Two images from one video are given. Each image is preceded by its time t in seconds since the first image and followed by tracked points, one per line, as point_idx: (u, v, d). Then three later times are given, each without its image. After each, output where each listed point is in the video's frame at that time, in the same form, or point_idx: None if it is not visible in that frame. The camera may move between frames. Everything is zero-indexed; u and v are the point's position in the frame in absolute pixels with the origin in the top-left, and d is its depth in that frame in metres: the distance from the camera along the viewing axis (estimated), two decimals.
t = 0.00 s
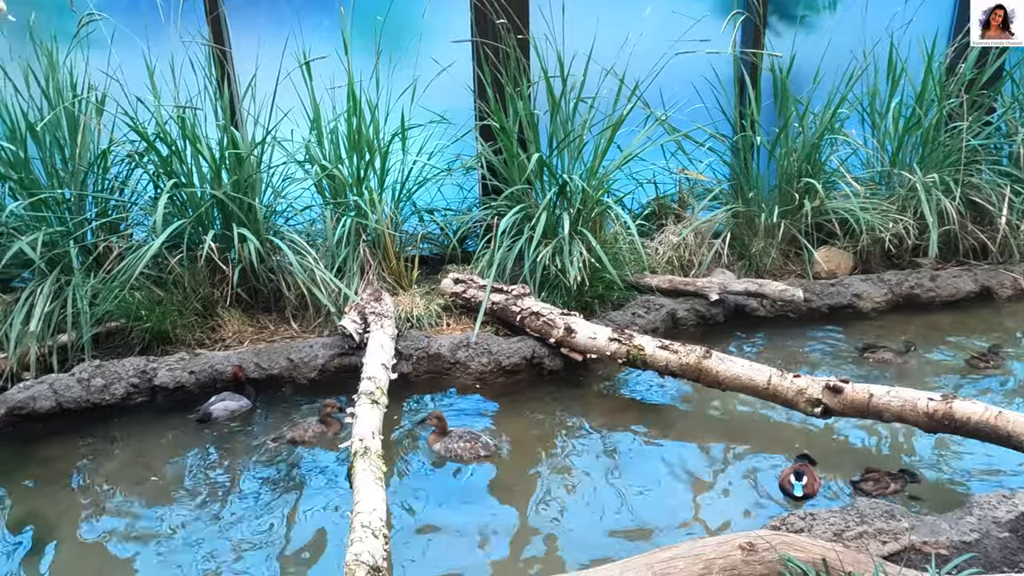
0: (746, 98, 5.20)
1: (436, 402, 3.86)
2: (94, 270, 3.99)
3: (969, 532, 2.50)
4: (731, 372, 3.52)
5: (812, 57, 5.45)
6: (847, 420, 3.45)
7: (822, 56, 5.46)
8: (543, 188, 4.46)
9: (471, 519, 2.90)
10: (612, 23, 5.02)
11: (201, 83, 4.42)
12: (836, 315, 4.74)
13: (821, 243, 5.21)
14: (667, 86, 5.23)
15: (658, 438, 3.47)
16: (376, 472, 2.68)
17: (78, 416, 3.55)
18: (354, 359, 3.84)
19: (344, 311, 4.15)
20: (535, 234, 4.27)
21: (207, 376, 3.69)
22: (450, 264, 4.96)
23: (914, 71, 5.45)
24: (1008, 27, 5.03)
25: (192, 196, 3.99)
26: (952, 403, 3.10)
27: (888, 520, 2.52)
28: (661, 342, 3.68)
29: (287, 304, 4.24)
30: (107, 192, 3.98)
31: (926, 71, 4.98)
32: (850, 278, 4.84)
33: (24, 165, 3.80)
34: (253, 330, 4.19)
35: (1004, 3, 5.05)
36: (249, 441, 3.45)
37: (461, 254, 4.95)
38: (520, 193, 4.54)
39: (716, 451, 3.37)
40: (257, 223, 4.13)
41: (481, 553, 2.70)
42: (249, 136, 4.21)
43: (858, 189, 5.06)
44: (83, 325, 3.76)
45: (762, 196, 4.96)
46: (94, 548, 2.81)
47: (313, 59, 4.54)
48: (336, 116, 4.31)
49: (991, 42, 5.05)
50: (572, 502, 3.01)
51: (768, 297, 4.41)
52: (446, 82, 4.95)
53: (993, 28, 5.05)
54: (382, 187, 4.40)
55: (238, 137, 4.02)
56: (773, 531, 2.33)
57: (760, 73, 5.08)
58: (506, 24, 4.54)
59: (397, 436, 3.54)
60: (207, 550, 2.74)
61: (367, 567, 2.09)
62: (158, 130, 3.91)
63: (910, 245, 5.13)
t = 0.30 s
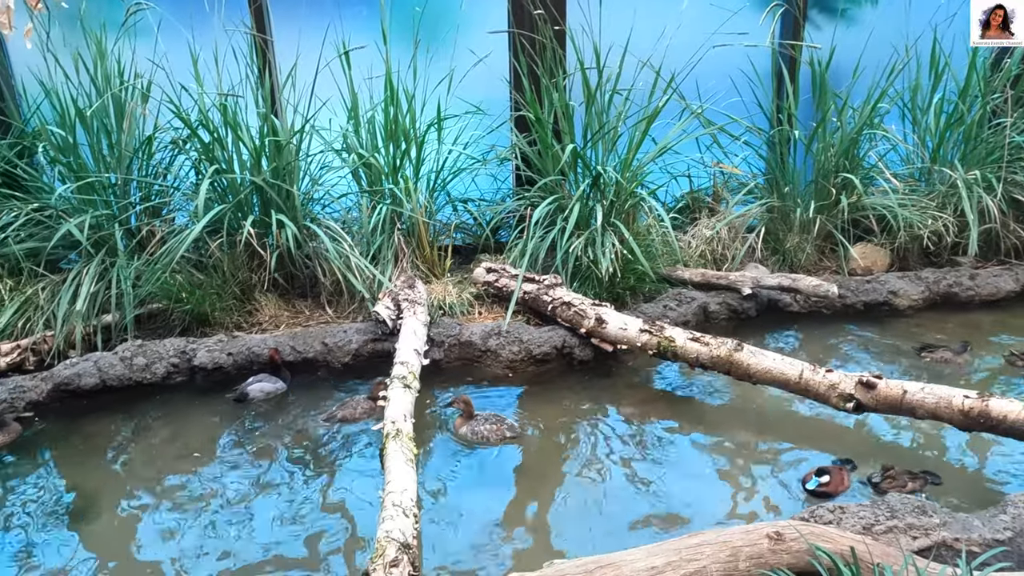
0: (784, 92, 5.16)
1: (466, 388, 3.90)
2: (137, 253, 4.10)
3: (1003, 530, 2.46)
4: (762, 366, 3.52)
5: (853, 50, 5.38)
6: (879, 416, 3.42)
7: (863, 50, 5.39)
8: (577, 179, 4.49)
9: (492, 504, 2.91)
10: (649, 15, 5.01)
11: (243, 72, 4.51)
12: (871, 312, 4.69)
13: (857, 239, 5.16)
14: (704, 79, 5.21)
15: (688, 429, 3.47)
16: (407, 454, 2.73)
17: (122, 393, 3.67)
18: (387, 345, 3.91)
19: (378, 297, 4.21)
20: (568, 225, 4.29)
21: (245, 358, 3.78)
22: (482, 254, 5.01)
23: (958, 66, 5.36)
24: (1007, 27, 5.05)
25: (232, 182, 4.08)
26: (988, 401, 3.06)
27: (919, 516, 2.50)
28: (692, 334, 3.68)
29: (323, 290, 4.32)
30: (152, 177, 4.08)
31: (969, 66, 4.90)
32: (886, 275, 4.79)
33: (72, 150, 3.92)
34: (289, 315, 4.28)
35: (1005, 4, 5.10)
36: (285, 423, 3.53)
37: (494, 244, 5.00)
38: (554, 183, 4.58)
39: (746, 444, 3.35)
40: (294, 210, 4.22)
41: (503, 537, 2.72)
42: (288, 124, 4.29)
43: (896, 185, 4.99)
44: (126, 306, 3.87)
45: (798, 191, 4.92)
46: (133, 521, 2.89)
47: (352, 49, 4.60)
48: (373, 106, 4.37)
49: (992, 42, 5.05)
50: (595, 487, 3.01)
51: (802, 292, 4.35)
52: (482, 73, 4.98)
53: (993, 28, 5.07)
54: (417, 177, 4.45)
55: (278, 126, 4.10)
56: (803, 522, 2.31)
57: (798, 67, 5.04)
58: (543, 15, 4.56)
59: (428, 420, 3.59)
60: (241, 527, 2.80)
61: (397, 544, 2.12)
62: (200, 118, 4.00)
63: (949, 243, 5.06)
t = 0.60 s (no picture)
0: (808, 86, 5.14)
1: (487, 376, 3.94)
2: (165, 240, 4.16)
3: None
4: (784, 359, 3.51)
5: (879, 44, 5.34)
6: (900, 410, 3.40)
7: (889, 44, 5.34)
8: (599, 171, 4.50)
9: (506, 492, 2.94)
10: (673, 8, 5.00)
11: (270, 63, 4.56)
12: (894, 308, 4.67)
13: (880, 234, 5.12)
14: (728, 72, 5.20)
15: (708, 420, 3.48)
16: (429, 439, 2.76)
17: (150, 376, 3.74)
18: (409, 334, 3.95)
19: (400, 286, 4.25)
20: (589, 217, 4.31)
21: (269, 344, 3.84)
22: (504, 245, 5.04)
23: (986, 61, 5.30)
24: (1007, 26, 4.96)
25: (258, 171, 4.13)
26: (1013, 395, 3.05)
27: (941, 507, 2.50)
28: (713, 326, 3.69)
29: (346, 279, 4.37)
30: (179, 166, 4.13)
31: (998, 61, 4.84)
32: (910, 271, 4.75)
33: (102, 140, 3.99)
34: (312, 303, 4.33)
35: (1005, 4, 5.01)
36: (308, 409, 3.58)
37: (515, 236, 5.02)
38: (576, 176, 4.60)
39: (766, 436, 3.36)
40: (319, 199, 4.27)
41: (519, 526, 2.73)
42: (314, 115, 4.33)
43: (921, 180, 4.95)
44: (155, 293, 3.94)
45: (822, 185, 4.90)
46: (160, 507, 2.94)
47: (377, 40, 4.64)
48: (397, 97, 4.41)
49: (992, 42, 4.98)
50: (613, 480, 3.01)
51: (824, 286, 4.37)
52: (506, 66, 5.00)
53: (992, 28, 4.98)
54: (440, 168, 4.48)
55: (303, 116, 4.15)
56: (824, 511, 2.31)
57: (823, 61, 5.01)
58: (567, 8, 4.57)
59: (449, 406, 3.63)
60: (265, 513, 2.85)
61: (420, 525, 2.16)
62: (227, 108, 4.05)
63: (974, 239, 5.01)
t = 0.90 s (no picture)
0: (832, 81, 5.11)
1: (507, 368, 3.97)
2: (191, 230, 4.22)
3: None
4: (805, 353, 3.51)
5: (905, 39, 5.29)
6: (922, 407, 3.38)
7: (915, 39, 5.30)
8: (621, 164, 4.50)
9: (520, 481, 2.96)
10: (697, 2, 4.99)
11: (296, 56, 4.61)
12: (917, 305, 4.63)
13: (904, 231, 5.08)
14: (751, 66, 5.18)
15: (727, 414, 3.48)
16: (451, 427, 2.79)
17: (175, 363, 3.80)
18: (430, 324, 3.98)
19: (422, 278, 4.28)
20: (610, 210, 4.31)
21: (292, 333, 3.89)
22: (525, 238, 5.06)
23: (1015, 56, 5.23)
24: (1008, 26, 4.91)
25: (283, 162, 4.18)
26: None
27: (963, 503, 2.49)
28: (734, 320, 3.69)
29: (368, 270, 4.41)
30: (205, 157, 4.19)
31: None
32: (934, 268, 4.71)
33: (132, 131, 4.05)
34: (335, 294, 4.38)
35: (1006, 3, 4.95)
36: (331, 397, 3.63)
37: (536, 229, 5.03)
38: (597, 169, 4.61)
39: (786, 431, 3.36)
40: (342, 190, 4.31)
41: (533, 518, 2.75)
42: (338, 107, 4.37)
43: (946, 177, 4.90)
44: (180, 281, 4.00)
45: (845, 181, 4.87)
46: (186, 490, 2.99)
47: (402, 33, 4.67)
48: (421, 90, 4.44)
49: (992, 41, 4.92)
50: (626, 472, 3.02)
51: (846, 282, 4.34)
52: (529, 59, 5.02)
53: (993, 28, 4.94)
54: (463, 161, 4.50)
55: (328, 108, 4.19)
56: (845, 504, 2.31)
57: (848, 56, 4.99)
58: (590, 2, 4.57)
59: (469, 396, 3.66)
60: (288, 499, 2.89)
61: (442, 510, 2.19)
62: (254, 100, 4.10)
63: (1000, 236, 4.95)
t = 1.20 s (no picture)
0: (871, 73, 5.04)
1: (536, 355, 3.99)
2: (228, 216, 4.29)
3: None
4: (838, 348, 3.47)
5: (947, 31, 5.20)
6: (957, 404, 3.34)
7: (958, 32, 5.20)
8: (655, 155, 4.48)
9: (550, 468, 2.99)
10: None
11: (333, 45, 4.65)
12: (954, 302, 4.56)
13: (942, 227, 5.00)
14: (788, 58, 5.13)
15: (758, 407, 3.47)
16: (481, 414, 2.81)
17: (211, 346, 3.87)
18: (461, 313, 4.01)
19: (453, 266, 4.31)
20: (643, 202, 4.30)
21: (326, 319, 3.94)
22: (556, 228, 5.06)
23: None
24: (1008, 26, 4.95)
25: (318, 150, 4.22)
26: None
27: (998, 501, 2.46)
28: (767, 313, 3.66)
29: (400, 258, 4.45)
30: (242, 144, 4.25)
31: None
32: (972, 265, 4.62)
33: (172, 118, 4.11)
34: (367, 281, 4.42)
35: (1006, 3, 4.98)
36: (362, 383, 3.67)
37: (567, 220, 5.04)
38: (630, 160, 4.59)
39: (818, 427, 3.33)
40: (377, 179, 4.35)
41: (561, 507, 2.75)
42: (373, 96, 4.40)
43: (987, 172, 4.81)
44: (217, 266, 4.06)
45: (882, 176, 4.80)
46: (219, 469, 3.05)
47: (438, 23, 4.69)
48: (455, 80, 4.46)
49: (992, 42, 4.98)
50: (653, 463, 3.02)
51: (882, 278, 4.29)
52: (563, 50, 5.01)
53: (992, 28, 4.99)
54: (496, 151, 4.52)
55: (363, 96, 4.23)
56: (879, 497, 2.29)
57: (888, 48, 4.92)
58: None
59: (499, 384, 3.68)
60: (318, 482, 2.94)
61: (472, 494, 2.21)
62: (290, 88, 4.15)
63: None
